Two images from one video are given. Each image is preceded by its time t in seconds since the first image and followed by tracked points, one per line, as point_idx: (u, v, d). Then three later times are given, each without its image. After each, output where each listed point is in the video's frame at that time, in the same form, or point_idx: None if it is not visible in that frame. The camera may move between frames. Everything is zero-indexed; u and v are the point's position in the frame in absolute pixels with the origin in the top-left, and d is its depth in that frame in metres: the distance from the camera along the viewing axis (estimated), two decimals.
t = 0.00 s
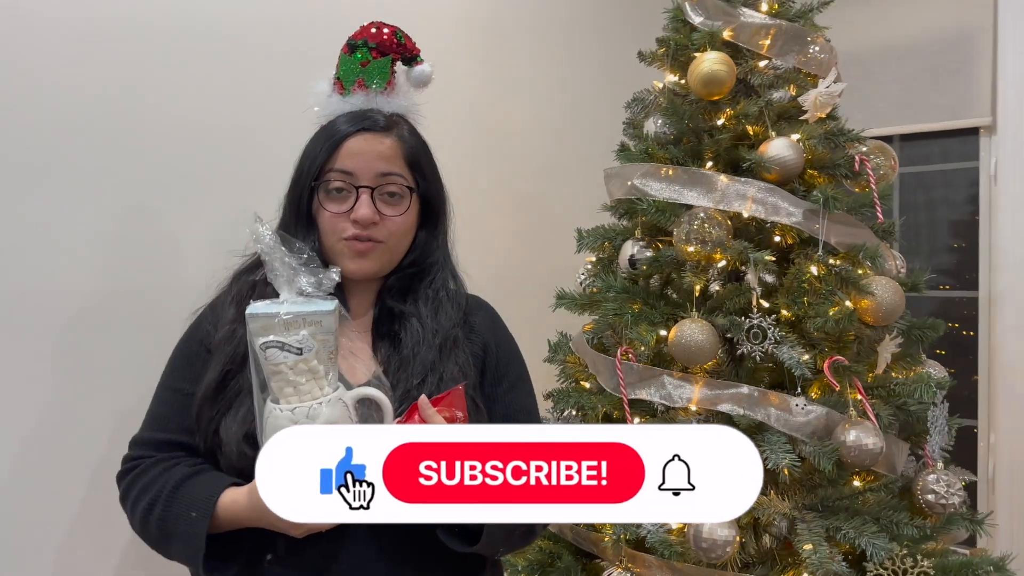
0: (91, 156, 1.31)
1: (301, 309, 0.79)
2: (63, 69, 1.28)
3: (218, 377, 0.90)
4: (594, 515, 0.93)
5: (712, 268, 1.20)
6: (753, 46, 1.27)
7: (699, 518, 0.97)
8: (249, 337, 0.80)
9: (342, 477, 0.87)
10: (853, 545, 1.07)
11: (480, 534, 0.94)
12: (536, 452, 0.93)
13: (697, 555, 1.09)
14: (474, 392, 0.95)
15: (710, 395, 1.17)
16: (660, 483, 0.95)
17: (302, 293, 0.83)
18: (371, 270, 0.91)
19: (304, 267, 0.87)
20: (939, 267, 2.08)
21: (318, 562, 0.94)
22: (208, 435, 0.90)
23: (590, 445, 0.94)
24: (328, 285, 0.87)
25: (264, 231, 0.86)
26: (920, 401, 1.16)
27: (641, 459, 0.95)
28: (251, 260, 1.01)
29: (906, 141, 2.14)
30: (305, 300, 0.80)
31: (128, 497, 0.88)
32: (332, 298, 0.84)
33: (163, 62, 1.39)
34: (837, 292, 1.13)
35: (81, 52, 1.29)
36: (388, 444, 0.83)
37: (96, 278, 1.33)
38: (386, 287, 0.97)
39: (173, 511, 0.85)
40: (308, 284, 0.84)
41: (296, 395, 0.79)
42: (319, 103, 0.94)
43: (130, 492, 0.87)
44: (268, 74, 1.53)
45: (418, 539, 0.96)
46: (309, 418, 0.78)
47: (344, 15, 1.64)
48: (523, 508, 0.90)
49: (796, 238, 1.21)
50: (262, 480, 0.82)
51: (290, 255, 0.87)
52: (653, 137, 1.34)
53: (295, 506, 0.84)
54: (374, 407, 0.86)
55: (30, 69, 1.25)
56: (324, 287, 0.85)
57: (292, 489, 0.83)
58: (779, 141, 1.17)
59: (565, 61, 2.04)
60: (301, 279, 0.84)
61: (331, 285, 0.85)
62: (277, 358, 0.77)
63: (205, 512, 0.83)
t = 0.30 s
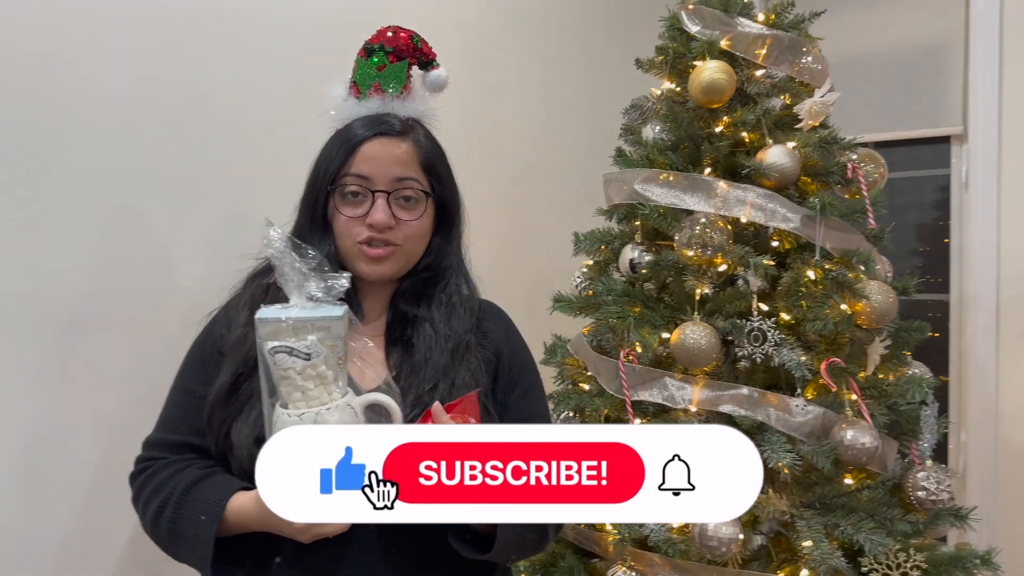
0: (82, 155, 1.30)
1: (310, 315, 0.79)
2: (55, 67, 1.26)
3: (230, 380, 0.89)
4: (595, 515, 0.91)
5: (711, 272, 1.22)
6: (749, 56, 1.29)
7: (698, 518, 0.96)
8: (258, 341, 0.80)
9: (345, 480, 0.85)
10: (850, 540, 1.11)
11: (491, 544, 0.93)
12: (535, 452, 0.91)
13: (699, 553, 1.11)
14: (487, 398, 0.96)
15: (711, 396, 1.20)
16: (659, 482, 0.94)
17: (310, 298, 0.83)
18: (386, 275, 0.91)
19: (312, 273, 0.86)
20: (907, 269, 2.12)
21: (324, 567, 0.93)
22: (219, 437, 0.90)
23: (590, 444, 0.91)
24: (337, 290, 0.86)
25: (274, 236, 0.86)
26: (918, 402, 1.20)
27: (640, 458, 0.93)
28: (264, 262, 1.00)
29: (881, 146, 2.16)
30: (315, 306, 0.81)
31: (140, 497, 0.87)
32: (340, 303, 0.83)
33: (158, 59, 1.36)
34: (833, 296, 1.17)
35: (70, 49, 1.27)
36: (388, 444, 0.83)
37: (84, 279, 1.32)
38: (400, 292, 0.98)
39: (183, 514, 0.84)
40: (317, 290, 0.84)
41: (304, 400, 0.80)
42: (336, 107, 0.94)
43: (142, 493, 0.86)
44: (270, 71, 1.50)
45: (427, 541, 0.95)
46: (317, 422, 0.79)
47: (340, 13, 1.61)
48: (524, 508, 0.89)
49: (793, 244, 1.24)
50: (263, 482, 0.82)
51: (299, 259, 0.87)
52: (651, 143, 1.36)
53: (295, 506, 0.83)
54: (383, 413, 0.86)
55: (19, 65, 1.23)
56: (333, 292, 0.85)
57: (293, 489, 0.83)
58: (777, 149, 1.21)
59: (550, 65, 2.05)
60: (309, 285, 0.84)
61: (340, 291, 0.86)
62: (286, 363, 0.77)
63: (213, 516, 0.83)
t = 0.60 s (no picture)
0: (67, 145, 1.15)
1: (281, 319, 0.80)
2: (37, 46, 1.12)
3: (228, 378, 0.88)
4: (594, 516, 0.89)
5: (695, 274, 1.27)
6: (729, 66, 1.35)
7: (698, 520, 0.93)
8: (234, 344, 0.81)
9: (345, 480, 0.85)
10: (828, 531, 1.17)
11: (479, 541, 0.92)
12: (535, 452, 0.90)
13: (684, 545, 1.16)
14: (480, 400, 0.94)
15: (694, 394, 1.24)
16: (660, 482, 0.92)
17: (282, 302, 0.84)
18: (385, 278, 0.92)
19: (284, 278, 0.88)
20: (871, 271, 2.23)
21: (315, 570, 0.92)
22: (217, 434, 0.89)
23: (588, 444, 0.90)
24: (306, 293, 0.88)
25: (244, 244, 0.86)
26: (891, 398, 1.28)
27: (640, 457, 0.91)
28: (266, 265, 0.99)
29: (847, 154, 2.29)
30: (287, 310, 0.81)
31: (144, 492, 0.88)
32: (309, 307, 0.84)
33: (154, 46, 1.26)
34: (810, 297, 1.22)
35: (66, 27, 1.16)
36: (388, 444, 0.84)
37: (74, 281, 1.17)
38: (398, 293, 0.97)
39: (180, 510, 0.84)
40: (287, 294, 0.85)
41: (280, 403, 0.80)
42: (337, 113, 0.97)
43: (144, 487, 0.87)
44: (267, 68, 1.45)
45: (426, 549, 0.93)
46: (291, 425, 0.79)
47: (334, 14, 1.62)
48: (523, 509, 0.87)
49: (772, 247, 1.29)
50: (261, 481, 0.81)
51: (273, 265, 0.88)
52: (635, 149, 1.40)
53: (294, 506, 0.83)
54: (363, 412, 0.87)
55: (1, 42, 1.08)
56: (303, 296, 0.86)
57: (291, 489, 0.83)
58: (756, 156, 1.25)
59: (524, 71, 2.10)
60: (281, 289, 0.85)
61: (311, 294, 0.87)
62: (260, 368, 0.79)
63: (205, 514, 0.83)
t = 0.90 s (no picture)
0: (67, 144, 1.16)
1: (280, 316, 0.82)
2: (38, 45, 1.13)
3: (236, 372, 0.89)
4: (593, 516, 0.89)
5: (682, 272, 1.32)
6: (712, 73, 1.40)
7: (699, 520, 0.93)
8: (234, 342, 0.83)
9: (346, 481, 0.85)
10: (809, 517, 1.23)
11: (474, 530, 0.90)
12: (535, 452, 0.89)
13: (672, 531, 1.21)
14: (476, 395, 0.95)
15: (680, 387, 1.29)
16: (660, 482, 0.92)
17: (280, 301, 0.84)
18: (389, 280, 0.95)
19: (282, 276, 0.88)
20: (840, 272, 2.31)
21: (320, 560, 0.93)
22: (225, 425, 0.91)
23: (589, 445, 0.90)
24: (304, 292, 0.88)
25: (244, 245, 0.86)
26: (865, 390, 1.35)
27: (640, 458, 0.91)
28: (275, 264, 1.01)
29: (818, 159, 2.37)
30: (286, 308, 0.83)
31: (158, 477, 0.90)
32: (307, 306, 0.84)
33: (152, 46, 1.28)
34: (789, 295, 1.29)
35: (67, 23, 1.16)
36: (389, 445, 0.84)
37: (74, 277, 1.17)
38: (400, 292, 1.00)
39: (189, 497, 0.86)
40: (285, 293, 0.84)
41: (280, 398, 0.83)
42: (342, 117, 1.00)
43: (158, 473, 0.89)
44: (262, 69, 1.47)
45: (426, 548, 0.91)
46: (290, 418, 0.81)
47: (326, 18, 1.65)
48: (521, 509, 0.87)
49: (753, 247, 1.35)
50: (261, 483, 0.82)
51: (270, 266, 0.87)
52: (621, 152, 1.45)
53: (295, 506, 0.84)
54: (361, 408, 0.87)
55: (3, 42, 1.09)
56: (299, 294, 0.86)
57: (292, 488, 0.83)
58: (738, 160, 1.31)
59: (507, 75, 2.14)
60: (279, 289, 0.85)
61: (307, 292, 0.87)
62: (259, 364, 0.81)
63: (212, 500, 0.84)
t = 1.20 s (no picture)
0: (74, 148, 1.17)
1: (303, 318, 0.83)
2: (46, 49, 1.14)
3: (257, 371, 0.91)
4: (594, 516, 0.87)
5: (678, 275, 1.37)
6: (703, 83, 1.46)
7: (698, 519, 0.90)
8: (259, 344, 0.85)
9: (346, 480, 0.85)
10: (799, 508, 1.30)
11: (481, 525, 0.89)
12: (536, 452, 0.88)
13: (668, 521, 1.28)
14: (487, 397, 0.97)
15: (676, 385, 1.35)
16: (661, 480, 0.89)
17: (304, 305, 0.87)
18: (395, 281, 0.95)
19: (306, 282, 0.90)
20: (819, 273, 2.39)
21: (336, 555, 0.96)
22: (246, 422, 0.93)
23: (589, 443, 0.88)
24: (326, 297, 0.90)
25: (270, 248, 0.89)
26: (850, 386, 1.41)
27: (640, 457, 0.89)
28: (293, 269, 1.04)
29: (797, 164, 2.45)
30: (309, 311, 0.85)
31: (182, 473, 0.93)
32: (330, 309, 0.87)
33: (156, 50, 1.29)
34: (779, 296, 1.35)
35: (76, 26, 1.17)
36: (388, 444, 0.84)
37: (82, 277, 1.18)
38: (412, 297, 1.02)
39: (212, 492, 0.88)
40: (307, 297, 0.87)
41: (302, 397, 0.84)
42: (358, 127, 1.04)
43: (182, 468, 0.92)
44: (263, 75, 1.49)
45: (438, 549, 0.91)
46: (313, 417, 0.83)
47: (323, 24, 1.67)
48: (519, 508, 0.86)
49: (745, 251, 1.41)
50: (262, 483, 0.84)
51: (294, 271, 0.90)
52: (617, 159, 1.50)
53: (295, 505, 0.85)
54: (379, 408, 0.89)
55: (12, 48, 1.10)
56: (322, 298, 0.88)
57: (293, 487, 0.85)
58: (730, 167, 1.38)
59: (496, 81, 2.19)
60: (302, 293, 0.88)
61: (330, 298, 0.89)
62: (283, 365, 0.83)
63: (235, 494, 0.87)
